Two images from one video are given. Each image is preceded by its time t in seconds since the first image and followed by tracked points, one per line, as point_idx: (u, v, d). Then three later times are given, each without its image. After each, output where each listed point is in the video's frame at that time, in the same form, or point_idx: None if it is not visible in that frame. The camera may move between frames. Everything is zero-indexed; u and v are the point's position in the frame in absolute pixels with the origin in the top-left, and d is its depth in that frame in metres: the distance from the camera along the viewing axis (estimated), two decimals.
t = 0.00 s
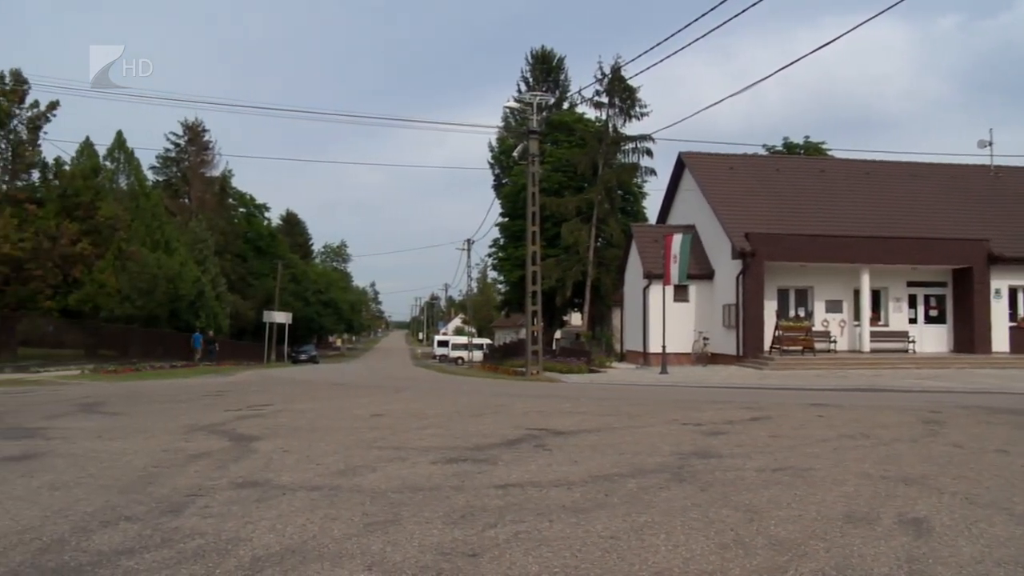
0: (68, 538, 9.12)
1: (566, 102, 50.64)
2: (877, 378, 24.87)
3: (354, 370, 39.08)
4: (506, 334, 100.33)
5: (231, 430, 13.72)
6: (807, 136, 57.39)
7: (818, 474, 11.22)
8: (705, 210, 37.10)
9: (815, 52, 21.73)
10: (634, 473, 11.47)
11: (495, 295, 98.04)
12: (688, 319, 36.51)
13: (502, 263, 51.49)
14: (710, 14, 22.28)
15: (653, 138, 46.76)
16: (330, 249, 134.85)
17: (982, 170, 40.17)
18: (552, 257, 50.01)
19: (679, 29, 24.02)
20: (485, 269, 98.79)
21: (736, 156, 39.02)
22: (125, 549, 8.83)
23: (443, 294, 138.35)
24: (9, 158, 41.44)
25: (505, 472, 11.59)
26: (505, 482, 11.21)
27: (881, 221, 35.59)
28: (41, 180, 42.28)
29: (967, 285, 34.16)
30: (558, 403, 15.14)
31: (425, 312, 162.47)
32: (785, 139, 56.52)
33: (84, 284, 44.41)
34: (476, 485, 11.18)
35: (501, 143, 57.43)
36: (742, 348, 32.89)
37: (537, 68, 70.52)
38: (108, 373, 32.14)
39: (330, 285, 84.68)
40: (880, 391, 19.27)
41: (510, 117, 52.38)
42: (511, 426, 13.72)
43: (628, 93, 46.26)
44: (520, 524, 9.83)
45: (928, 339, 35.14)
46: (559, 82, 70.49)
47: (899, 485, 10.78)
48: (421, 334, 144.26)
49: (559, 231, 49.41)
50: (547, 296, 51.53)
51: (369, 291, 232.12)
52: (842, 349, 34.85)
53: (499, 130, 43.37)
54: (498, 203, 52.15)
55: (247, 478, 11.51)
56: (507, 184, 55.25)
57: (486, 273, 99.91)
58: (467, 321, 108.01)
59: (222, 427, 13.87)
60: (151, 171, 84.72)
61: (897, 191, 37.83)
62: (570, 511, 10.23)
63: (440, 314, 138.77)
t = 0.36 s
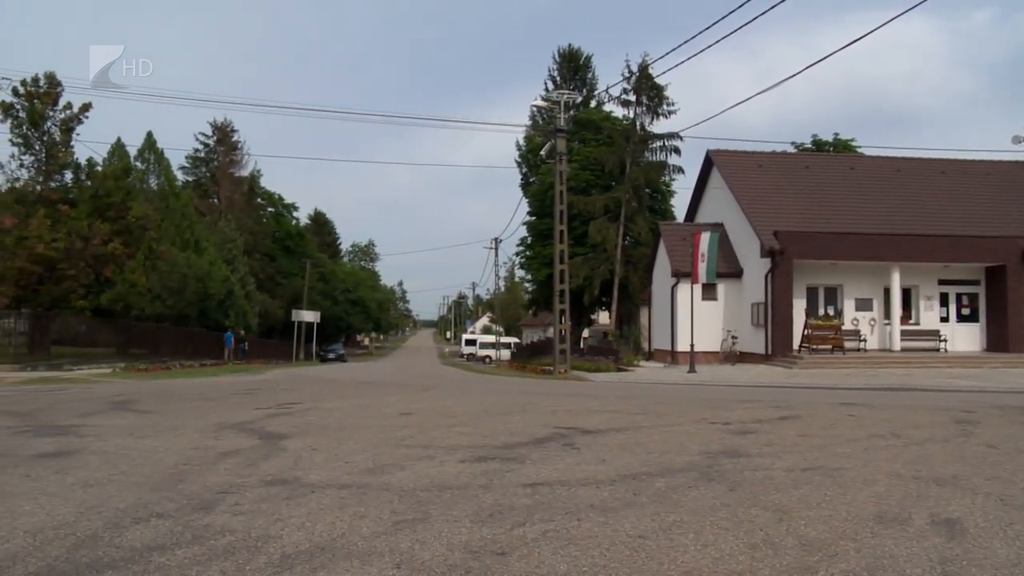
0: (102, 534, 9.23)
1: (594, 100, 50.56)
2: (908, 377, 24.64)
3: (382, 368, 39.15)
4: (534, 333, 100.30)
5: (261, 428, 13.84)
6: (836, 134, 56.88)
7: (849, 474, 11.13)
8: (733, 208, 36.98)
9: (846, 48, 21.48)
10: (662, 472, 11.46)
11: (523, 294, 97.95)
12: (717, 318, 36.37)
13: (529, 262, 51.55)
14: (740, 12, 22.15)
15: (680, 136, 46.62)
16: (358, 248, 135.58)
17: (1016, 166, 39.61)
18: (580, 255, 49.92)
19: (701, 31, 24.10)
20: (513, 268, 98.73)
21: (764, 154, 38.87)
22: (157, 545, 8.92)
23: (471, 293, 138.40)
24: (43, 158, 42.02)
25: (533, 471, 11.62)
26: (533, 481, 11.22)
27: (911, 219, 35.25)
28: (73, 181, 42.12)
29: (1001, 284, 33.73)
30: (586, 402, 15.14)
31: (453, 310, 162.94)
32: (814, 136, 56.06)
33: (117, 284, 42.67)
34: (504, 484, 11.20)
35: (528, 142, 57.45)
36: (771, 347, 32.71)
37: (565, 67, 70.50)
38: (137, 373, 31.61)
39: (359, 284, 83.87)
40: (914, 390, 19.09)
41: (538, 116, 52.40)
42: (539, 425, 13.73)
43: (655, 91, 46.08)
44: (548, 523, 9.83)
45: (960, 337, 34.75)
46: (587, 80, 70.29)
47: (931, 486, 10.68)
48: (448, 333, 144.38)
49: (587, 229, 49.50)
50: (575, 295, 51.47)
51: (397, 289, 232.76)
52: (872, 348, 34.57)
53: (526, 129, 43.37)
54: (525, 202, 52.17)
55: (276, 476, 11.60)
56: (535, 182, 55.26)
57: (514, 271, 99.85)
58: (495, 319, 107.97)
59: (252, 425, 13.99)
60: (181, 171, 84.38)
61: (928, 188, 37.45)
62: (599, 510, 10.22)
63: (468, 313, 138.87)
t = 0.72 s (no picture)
0: (124, 528, 9.32)
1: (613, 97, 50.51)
2: (928, 374, 24.50)
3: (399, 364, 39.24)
4: (552, 330, 100.27)
5: (280, 425, 13.92)
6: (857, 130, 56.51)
7: (870, 472, 11.08)
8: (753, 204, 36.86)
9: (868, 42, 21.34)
10: (682, 470, 11.45)
11: (541, 291, 97.86)
12: (736, 315, 36.29)
13: (548, 258, 51.58)
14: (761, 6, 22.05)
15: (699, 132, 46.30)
16: (377, 245, 136.08)
17: None
18: (599, 252, 49.85)
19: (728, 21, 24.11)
20: (532, 264, 98.61)
21: (784, 150, 38.74)
22: (178, 541, 9.00)
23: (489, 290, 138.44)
24: (65, 157, 42.69)
25: (551, 468, 11.63)
26: (552, 478, 11.23)
27: (934, 215, 34.98)
28: (94, 180, 42.91)
29: None
30: (604, 399, 15.13)
31: (471, 306, 163.19)
32: (833, 133, 55.73)
33: (136, 281, 42.55)
34: (523, 481, 11.22)
35: (547, 139, 57.49)
36: (791, 344, 32.61)
37: (583, 63, 70.43)
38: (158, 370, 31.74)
39: (377, 280, 84.36)
40: (937, 388, 18.95)
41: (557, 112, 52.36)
42: (558, 422, 13.75)
43: (674, 87, 45.84)
44: (567, 520, 9.84)
45: (982, 334, 34.48)
46: (606, 77, 70.14)
47: (952, 484, 10.62)
48: (466, 329, 144.43)
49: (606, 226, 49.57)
50: (593, 292, 51.50)
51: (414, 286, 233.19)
52: (892, 344, 34.36)
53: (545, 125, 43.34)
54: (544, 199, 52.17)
55: (295, 472, 11.66)
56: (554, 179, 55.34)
57: (532, 268, 99.75)
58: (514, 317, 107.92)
59: (272, 422, 14.08)
60: (201, 169, 85.01)
61: (950, 184, 37.14)
62: (617, 507, 10.21)
63: (486, 310, 138.88)
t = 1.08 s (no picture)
0: (133, 527, 9.35)
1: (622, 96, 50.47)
2: (937, 375, 24.40)
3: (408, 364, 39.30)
4: (561, 330, 100.19)
5: (289, 425, 13.93)
6: (866, 129, 56.36)
7: (879, 472, 11.04)
8: (761, 204, 36.81)
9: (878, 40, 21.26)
10: (690, 470, 11.43)
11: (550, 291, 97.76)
12: (745, 314, 36.22)
13: (556, 258, 51.59)
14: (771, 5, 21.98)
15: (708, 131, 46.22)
16: (386, 245, 136.26)
17: None
18: (608, 252, 49.81)
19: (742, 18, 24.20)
20: (540, 264, 98.47)
21: (793, 149, 38.67)
22: (187, 540, 9.03)
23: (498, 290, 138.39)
24: (75, 158, 42.86)
25: (560, 468, 11.63)
26: (561, 478, 11.23)
27: (943, 214, 34.86)
28: (104, 180, 43.11)
29: None
30: (613, 399, 15.11)
31: (480, 306, 163.10)
32: (843, 133, 55.60)
33: (145, 280, 42.32)
34: (532, 481, 11.22)
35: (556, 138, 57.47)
36: (800, 344, 32.55)
37: (592, 63, 70.38)
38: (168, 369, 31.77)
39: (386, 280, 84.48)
40: (947, 387, 18.87)
41: (565, 112, 52.35)
42: (566, 421, 13.75)
43: (683, 86, 45.77)
44: (576, 520, 9.83)
45: (992, 335, 34.35)
46: (615, 76, 70.09)
47: (962, 485, 10.58)
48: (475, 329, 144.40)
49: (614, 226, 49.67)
50: (602, 292, 51.48)
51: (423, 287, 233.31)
52: (902, 345, 34.26)
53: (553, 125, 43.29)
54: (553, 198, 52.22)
55: (304, 472, 11.67)
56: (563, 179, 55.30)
57: (541, 268, 99.64)
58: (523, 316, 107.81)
59: (282, 421, 14.11)
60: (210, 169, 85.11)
61: (960, 183, 37.00)
62: (626, 507, 10.20)
63: (495, 310, 138.78)
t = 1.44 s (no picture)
0: (134, 527, 9.36)
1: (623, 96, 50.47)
2: (939, 375, 24.38)
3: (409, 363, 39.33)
4: (562, 330, 100.18)
5: (290, 424, 13.95)
6: (867, 129, 56.36)
7: (880, 472, 11.04)
8: (762, 203, 36.83)
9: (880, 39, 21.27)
10: (692, 470, 11.43)
11: (551, 291, 97.70)
12: (747, 314, 36.23)
13: (558, 258, 51.60)
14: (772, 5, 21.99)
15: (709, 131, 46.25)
16: (387, 245, 136.26)
17: None
18: (608, 252, 49.84)
19: (743, 18, 24.30)
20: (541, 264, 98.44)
21: (794, 149, 38.68)
22: (188, 540, 9.03)
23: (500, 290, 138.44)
24: (77, 158, 43.05)
25: (561, 468, 11.63)
26: (562, 478, 11.23)
27: (944, 214, 34.85)
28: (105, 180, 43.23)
29: None
30: (614, 399, 15.13)
31: (481, 306, 163.10)
32: (844, 132, 55.58)
33: (146, 280, 42.21)
34: (533, 481, 11.22)
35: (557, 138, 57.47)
36: (801, 344, 32.56)
37: (593, 63, 70.39)
38: (169, 370, 31.78)
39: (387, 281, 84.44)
40: (948, 387, 18.86)
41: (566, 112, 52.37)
42: (567, 421, 13.76)
43: (684, 86, 45.78)
44: (577, 520, 9.83)
45: (993, 335, 34.35)
46: (616, 76, 70.08)
47: (963, 485, 10.58)
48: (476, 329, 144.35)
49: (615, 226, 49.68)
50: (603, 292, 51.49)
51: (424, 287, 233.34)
52: (903, 345, 34.25)
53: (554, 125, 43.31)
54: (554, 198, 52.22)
55: (305, 472, 11.67)
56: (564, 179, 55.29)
57: (542, 267, 99.62)
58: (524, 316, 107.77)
59: (283, 421, 14.12)
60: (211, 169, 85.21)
61: (961, 183, 36.98)
62: (627, 507, 10.20)
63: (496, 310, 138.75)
